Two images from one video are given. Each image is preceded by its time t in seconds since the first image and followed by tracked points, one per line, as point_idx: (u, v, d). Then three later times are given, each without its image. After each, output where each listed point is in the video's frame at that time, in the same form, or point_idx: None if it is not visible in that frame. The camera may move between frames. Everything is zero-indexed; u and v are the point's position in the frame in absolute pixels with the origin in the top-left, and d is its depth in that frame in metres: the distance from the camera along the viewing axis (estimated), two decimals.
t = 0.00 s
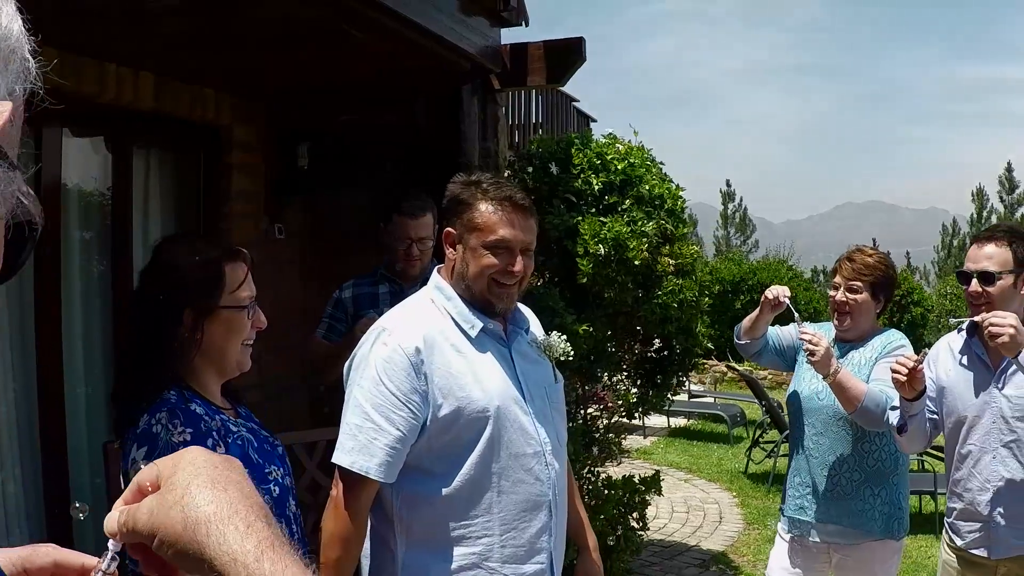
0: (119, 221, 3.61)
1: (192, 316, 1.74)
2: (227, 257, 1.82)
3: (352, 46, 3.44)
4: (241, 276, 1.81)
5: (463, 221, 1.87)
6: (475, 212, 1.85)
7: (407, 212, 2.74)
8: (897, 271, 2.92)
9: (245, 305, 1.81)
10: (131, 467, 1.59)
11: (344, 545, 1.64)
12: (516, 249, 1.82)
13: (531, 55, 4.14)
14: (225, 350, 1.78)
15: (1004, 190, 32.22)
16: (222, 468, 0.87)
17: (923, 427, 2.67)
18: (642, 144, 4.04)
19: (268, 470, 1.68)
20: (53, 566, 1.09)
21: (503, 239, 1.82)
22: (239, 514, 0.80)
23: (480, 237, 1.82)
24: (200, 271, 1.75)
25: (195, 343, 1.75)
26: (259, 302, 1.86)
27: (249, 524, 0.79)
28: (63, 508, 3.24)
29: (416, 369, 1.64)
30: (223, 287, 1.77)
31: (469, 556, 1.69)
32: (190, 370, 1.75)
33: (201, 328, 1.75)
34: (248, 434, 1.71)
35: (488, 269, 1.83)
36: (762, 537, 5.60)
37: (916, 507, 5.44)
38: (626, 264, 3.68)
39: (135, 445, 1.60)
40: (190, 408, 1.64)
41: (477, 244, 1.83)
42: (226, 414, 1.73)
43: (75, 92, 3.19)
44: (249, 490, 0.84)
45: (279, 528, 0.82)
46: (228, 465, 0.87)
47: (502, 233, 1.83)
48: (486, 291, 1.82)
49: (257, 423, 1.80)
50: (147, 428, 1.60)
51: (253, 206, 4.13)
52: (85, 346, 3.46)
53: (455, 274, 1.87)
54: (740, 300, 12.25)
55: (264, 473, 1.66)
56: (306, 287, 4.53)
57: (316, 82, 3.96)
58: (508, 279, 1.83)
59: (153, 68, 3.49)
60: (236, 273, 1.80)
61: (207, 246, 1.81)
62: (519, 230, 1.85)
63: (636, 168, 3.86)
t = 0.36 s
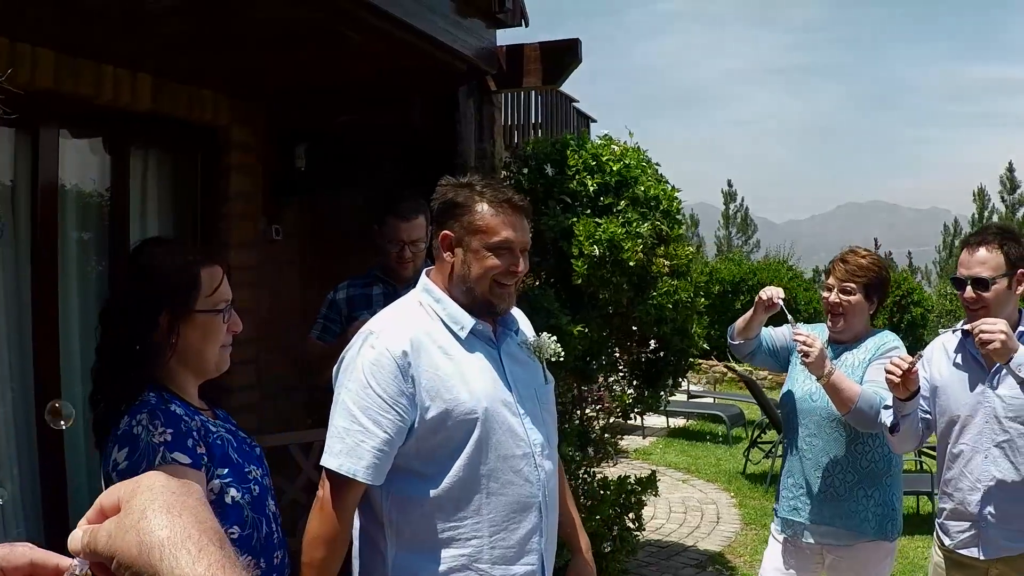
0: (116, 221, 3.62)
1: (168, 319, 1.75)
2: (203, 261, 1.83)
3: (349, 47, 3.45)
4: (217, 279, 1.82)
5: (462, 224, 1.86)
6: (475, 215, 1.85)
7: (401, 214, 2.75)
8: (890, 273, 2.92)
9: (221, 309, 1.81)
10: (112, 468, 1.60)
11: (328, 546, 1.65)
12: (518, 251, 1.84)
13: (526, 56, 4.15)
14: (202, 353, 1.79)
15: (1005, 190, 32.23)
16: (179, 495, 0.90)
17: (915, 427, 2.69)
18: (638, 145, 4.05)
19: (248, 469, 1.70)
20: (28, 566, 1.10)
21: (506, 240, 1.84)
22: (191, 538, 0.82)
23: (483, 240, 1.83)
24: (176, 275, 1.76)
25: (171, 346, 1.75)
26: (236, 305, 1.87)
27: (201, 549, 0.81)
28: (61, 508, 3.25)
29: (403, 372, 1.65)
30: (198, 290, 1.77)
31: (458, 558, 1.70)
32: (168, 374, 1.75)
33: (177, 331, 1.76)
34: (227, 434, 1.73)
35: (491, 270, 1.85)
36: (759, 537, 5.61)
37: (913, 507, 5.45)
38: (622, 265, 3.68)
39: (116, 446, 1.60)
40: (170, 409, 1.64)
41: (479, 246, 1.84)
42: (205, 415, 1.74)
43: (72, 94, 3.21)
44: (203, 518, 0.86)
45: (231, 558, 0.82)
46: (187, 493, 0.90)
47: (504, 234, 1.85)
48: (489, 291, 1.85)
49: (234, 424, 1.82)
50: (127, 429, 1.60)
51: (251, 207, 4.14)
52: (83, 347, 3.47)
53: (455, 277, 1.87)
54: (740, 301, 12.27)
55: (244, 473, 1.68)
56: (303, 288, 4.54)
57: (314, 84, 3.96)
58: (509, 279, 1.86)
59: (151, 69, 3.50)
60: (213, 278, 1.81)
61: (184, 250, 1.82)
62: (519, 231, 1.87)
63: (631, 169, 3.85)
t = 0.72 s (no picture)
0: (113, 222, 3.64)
1: (144, 319, 1.76)
2: (178, 261, 1.84)
3: (345, 49, 3.46)
4: (192, 279, 1.83)
5: (459, 225, 1.86)
6: (472, 216, 1.85)
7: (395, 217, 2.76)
8: (883, 273, 2.92)
9: (197, 308, 1.83)
10: (92, 464, 1.61)
11: (311, 544, 1.67)
12: (516, 251, 1.85)
13: (523, 58, 4.14)
14: (179, 353, 1.80)
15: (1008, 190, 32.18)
16: (148, 490, 0.93)
17: (908, 426, 2.68)
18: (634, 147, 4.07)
19: (227, 465, 1.72)
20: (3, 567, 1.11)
21: (504, 241, 1.84)
22: (159, 534, 0.86)
23: (481, 240, 1.83)
24: (151, 275, 1.77)
25: (148, 346, 1.77)
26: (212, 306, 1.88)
27: (166, 545, 0.85)
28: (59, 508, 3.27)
29: (391, 373, 1.66)
30: (174, 290, 1.79)
31: (447, 558, 1.71)
32: (146, 373, 1.77)
33: (153, 331, 1.77)
34: (206, 432, 1.75)
35: (489, 271, 1.85)
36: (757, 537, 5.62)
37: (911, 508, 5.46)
38: (617, 266, 3.69)
39: (97, 442, 1.61)
40: (150, 405, 1.66)
41: (477, 247, 1.84)
42: (183, 412, 1.76)
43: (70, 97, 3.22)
44: (171, 512, 0.90)
45: (199, 550, 0.86)
46: (154, 488, 0.93)
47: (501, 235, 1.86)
48: (486, 292, 1.85)
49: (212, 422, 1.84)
50: (108, 425, 1.62)
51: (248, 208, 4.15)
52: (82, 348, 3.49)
53: (452, 279, 1.87)
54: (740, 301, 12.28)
55: (223, 469, 1.71)
56: (301, 289, 4.56)
57: (311, 85, 3.98)
58: (506, 279, 1.87)
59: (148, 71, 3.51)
60: (188, 277, 1.82)
61: (160, 250, 1.84)
62: (515, 232, 1.88)
63: (626, 171, 3.89)
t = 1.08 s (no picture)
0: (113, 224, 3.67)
1: (122, 317, 1.77)
2: (157, 262, 1.85)
3: (342, 51, 3.48)
4: (170, 279, 1.84)
5: (452, 227, 1.87)
6: (465, 218, 1.86)
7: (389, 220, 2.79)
8: (877, 274, 2.93)
9: (176, 308, 1.84)
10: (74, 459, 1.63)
11: (296, 541, 1.70)
12: (508, 253, 1.86)
13: (521, 59, 4.12)
14: (157, 352, 1.81)
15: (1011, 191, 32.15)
16: (119, 485, 0.95)
17: (901, 426, 2.71)
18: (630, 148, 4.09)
19: (207, 462, 1.75)
20: None
21: (497, 243, 1.86)
22: (131, 528, 0.88)
23: (473, 243, 1.84)
24: (129, 275, 1.78)
25: (126, 345, 1.78)
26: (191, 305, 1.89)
27: (139, 538, 0.87)
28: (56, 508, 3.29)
29: (380, 375, 1.68)
30: (151, 290, 1.80)
31: (437, 559, 1.72)
32: (125, 372, 1.78)
33: (131, 329, 1.78)
34: (187, 429, 1.78)
35: (481, 273, 1.86)
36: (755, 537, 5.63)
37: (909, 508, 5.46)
38: (612, 267, 3.71)
39: (79, 438, 1.63)
40: (131, 401, 1.68)
41: (470, 249, 1.85)
42: (164, 410, 1.78)
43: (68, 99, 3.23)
44: (142, 505, 0.92)
45: (172, 541, 0.89)
46: (126, 482, 0.95)
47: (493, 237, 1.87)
48: (479, 293, 1.86)
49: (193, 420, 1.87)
50: (90, 422, 1.63)
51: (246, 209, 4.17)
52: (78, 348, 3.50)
53: (444, 281, 1.88)
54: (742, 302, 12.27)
55: (204, 465, 1.73)
56: (300, 289, 4.57)
57: (309, 87, 4.00)
58: (498, 281, 1.88)
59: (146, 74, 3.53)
60: (165, 277, 1.83)
61: (140, 251, 1.85)
62: (507, 234, 1.90)
63: (622, 172, 3.91)
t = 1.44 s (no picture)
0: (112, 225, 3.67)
1: (104, 319, 1.79)
2: (138, 264, 1.87)
3: (339, 54, 3.49)
4: (150, 280, 1.86)
5: (441, 229, 1.88)
6: (454, 221, 1.88)
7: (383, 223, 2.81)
8: (870, 276, 2.93)
9: (156, 309, 1.86)
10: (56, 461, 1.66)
11: (280, 538, 1.73)
12: (498, 255, 1.87)
13: (516, 61, 4.13)
14: (139, 352, 1.83)
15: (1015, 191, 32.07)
16: (115, 455, 1.03)
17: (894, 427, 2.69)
18: (627, 149, 4.10)
19: (189, 462, 1.77)
20: None
21: (486, 245, 1.87)
22: (122, 499, 0.97)
23: (463, 245, 1.85)
24: (111, 277, 1.81)
25: (107, 346, 1.80)
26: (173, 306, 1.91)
27: (128, 510, 0.96)
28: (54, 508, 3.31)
29: (369, 377, 1.69)
30: (133, 291, 1.82)
31: (425, 560, 1.74)
32: (107, 373, 1.80)
33: (113, 330, 1.80)
34: (169, 429, 1.80)
35: (471, 275, 1.87)
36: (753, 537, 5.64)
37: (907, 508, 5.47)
38: (607, 268, 3.74)
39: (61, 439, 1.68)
40: (113, 403, 1.71)
41: (459, 251, 1.86)
42: (147, 410, 1.81)
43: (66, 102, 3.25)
44: (134, 478, 1.00)
45: (158, 517, 0.97)
46: (122, 453, 1.03)
47: (482, 239, 1.89)
48: (468, 294, 1.88)
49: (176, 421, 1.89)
50: (71, 422, 1.67)
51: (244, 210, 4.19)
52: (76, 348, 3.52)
53: (434, 283, 1.89)
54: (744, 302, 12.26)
55: (185, 465, 1.75)
56: (298, 290, 4.59)
57: (308, 88, 4.01)
58: (487, 283, 1.89)
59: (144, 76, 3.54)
60: (146, 278, 1.85)
61: (121, 254, 1.88)
62: (496, 236, 1.91)
63: (618, 174, 3.92)
